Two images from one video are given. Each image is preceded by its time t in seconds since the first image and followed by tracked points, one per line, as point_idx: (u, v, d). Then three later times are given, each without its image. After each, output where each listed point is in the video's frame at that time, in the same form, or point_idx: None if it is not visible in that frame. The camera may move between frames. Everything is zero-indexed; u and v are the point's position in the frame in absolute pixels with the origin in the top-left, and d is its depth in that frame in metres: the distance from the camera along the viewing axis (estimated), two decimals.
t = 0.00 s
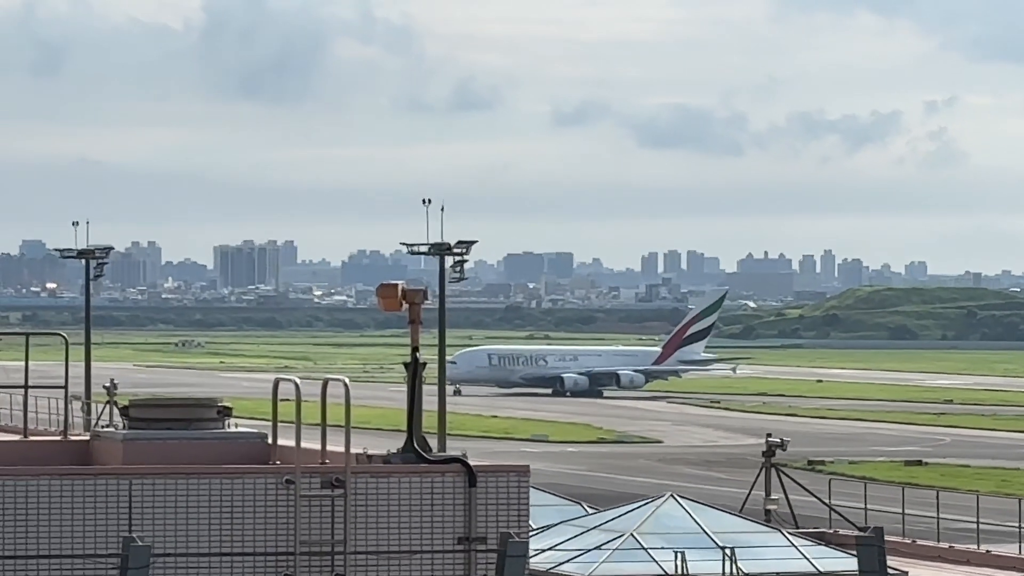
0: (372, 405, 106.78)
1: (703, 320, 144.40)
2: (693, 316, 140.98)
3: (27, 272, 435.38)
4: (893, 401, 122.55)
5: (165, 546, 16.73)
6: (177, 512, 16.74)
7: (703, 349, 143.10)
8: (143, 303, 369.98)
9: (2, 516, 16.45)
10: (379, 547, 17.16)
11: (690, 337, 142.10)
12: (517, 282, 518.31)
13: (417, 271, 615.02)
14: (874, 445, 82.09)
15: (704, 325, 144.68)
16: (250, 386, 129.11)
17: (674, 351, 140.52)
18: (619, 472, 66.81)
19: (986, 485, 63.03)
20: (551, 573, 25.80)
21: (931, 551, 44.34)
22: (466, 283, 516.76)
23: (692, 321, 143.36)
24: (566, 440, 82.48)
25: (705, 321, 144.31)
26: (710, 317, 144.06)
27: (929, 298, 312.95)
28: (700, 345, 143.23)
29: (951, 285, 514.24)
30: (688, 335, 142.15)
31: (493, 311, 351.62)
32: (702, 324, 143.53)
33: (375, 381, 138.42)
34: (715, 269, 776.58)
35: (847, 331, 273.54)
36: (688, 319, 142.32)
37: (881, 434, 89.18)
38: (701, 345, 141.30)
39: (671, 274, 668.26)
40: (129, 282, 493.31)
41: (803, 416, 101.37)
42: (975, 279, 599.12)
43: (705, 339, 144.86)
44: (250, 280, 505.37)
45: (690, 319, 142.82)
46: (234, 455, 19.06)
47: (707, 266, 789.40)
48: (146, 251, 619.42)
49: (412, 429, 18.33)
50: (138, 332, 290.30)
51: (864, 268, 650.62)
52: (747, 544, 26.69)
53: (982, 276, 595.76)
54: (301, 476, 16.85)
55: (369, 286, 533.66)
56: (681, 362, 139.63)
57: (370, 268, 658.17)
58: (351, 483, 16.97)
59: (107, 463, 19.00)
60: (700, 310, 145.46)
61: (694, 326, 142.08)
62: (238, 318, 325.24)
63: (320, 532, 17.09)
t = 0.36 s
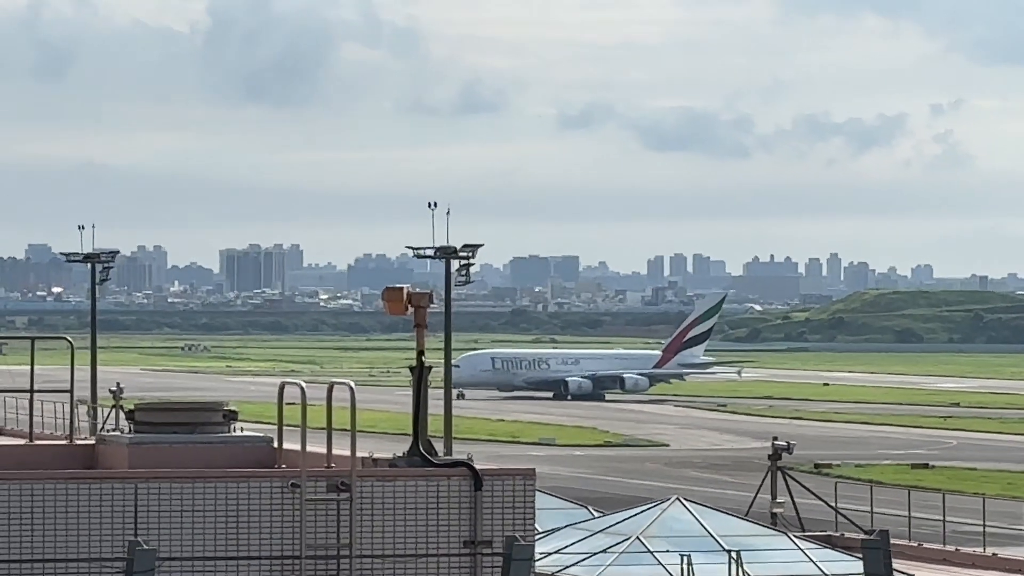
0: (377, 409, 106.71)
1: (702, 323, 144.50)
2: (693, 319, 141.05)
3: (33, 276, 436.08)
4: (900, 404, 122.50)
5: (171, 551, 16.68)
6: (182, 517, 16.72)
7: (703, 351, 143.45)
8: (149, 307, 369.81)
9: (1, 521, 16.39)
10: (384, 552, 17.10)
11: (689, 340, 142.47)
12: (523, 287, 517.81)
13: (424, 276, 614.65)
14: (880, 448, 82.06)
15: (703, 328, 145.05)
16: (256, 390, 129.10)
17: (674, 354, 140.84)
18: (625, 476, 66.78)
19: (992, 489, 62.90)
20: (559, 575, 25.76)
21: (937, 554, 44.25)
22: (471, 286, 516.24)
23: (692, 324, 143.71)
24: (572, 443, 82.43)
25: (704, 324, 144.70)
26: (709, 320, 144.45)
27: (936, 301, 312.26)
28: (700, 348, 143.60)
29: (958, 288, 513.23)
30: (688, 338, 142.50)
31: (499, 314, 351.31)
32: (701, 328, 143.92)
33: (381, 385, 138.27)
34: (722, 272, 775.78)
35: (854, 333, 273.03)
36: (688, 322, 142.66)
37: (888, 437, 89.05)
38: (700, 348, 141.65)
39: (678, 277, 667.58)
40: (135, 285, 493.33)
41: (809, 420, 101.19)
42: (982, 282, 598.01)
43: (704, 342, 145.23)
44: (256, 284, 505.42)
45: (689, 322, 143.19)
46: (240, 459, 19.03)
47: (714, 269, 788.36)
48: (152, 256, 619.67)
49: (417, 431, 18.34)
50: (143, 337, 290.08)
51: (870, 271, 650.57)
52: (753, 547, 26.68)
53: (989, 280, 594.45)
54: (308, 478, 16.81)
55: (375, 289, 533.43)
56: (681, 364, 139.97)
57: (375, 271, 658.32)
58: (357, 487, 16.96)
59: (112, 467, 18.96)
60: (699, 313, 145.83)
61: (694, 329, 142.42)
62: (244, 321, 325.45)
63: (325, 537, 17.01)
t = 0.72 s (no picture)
0: (384, 411, 106.76)
1: (703, 326, 145.28)
2: (693, 321, 141.86)
3: (41, 279, 436.70)
4: (907, 406, 122.32)
5: (178, 554, 16.58)
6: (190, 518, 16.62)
7: (704, 354, 144.16)
8: (156, 310, 370.19)
9: None
10: (391, 554, 17.02)
11: (690, 343, 143.11)
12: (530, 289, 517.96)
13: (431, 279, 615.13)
14: (888, 451, 81.96)
15: (704, 331, 145.71)
16: (264, 393, 129.16)
17: (675, 357, 141.51)
18: (632, 479, 66.74)
19: (1000, 491, 62.85)
20: None
21: (946, 557, 44.18)
22: (479, 290, 516.55)
23: (693, 326, 144.38)
24: (579, 446, 82.39)
25: (705, 327, 145.27)
26: (709, 323, 145.07)
27: (943, 304, 312.21)
28: (700, 351, 144.31)
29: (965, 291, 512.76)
30: (688, 341, 143.22)
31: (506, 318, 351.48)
32: (702, 331, 144.68)
33: (388, 388, 138.21)
34: (730, 275, 776.18)
35: (861, 336, 272.92)
36: (688, 326, 143.36)
37: (895, 440, 89.02)
38: (701, 350, 142.41)
39: (685, 280, 667.73)
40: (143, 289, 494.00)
41: (817, 423, 101.09)
42: (989, 285, 597.71)
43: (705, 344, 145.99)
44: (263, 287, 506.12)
45: (690, 325, 143.89)
46: (250, 461, 18.99)
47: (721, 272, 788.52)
48: (159, 259, 620.58)
49: (424, 435, 18.27)
50: (150, 340, 290.27)
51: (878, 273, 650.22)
52: (762, 550, 26.65)
53: (997, 282, 594.06)
54: (314, 482, 16.74)
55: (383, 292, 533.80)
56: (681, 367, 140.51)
57: (383, 274, 659.04)
58: (364, 490, 16.86)
59: (120, 471, 18.92)
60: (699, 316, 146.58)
61: (694, 331, 143.21)
62: (252, 324, 325.93)
63: (332, 540, 16.94)
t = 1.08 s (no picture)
0: (393, 415, 106.74)
1: (704, 330, 145.34)
2: (694, 325, 141.93)
3: (49, 282, 436.94)
4: (916, 411, 122.12)
5: (185, 556, 16.38)
6: (198, 521, 16.40)
7: (705, 357, 144.16)
8: (165, 314, 370.64)
9: None
10: (401, 557, 16.84)
11: (693, 346, 143.07)
12: (539, 292, 518.10)
13: (440, 283, 615.39)
14: (896, 455, 81.78)
15: (705, 334, 145.77)
16: (273, 396, 129.27)
17: (678, 360, 141.42)
18: (641, 482, 66.67)
19: (1008, 495, 62.75)
20: None
21: (954, 561, 44.14)
22: (488, 294, 516.88)
23: (694, 330, 144.43)
24: (588, 449, 82.34)
25: (706, 330, 145.34)
26: (710, 326, 145.14)
27: (951, 308, 311.90)
28: (702, 354, 144.35)
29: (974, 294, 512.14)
30: (690, 345, 143.18)
31: (515, 322, 351.51)
32: (703, 334, 144.72)
33: (398, 391, 138.05)
34: (738, 278, 775.86)
35: (869, 340, 273.17)
36: (689, 330, 143.36)
37: (904, 444, 88.93)
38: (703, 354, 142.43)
39: (694, 284, 667.91)
40: (152, 293, 494.62)
41: (826, 426, 100.99)
42: (998, 290, 597.19)
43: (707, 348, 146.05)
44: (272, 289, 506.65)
45: (692, 328, 143.89)
46: (259, 465, 18.94)
47: (729, 276, 788.27)
48: (168, 261, 621.60)
49: (432, 440, 18.15)
50: (159, 344, 290.71)
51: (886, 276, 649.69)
52: (771, 553, 26.60)
53: (1006, 287, 593.48)
54: (323, 485, 16.53)
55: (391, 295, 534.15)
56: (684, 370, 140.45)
57: (391, 278, 659.55)
58: (374, 492, 16.73)
59: (128, 474, 18.84)
60: (700, 320, 146.62)
61: (696, 335, 143.29)
62: (260, 327, 326.07)
63: (340, 542, 16.74)
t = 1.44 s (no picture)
0: (402, 418, 106.76)
1: (707, 333, 145.00)
2: (697, 328, 141.60)
3: (59, 283, 437.63)
4: (925, 414, 121.89)
5: (197, 559, 16.33)
6: (209, 521, 16.37)
7: (709, 360, 144.05)
8: (174, 316, 371.19)
9: None
10: (410, 561, 16.78)
11: (696, 349, 142.89)
12: (548, 294, 518.23)
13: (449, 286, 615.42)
14: (906, 458, 81.68)
15: (708, 338, 145.70)
16: (282, 399, 129.43)
17: (681, 363, 141.23)
18: (650, 485, 66.66)
19: (1018, 499, 62.61)
20: None
21: (964, 565, 44.01)
22: (497, 296, 516.95)
23: (697, 333, 144.30)
24: (597, 452, 82.34)
25: (709, 333, 145.04)
26: (714, 329, 144.94)
27: (961, 311, 311.31)
28: (706, 358, 144.25)
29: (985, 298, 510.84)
30: (693, 348, 143.00)
31: (524, 324, 351.44)
32: (706, 337, 144.37)
33: (407, 394, 138.09)
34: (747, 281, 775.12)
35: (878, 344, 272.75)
36: (692, 333, 143.10)
37: (914, 447, 88.82)
38: (707, 357, 142.06)
39: (703, 286, 667.43)
40: (161, 295, 495.20)
41: (835, 430, 100.84)
42: (1009, 292, 595.84)
43: (710, 351, 146.02)
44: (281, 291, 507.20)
45: (695, 332, 143.75)
46: (269, 466, 18.93)
47: (738, 279, 787.54)
48: (178, 264, 622.38)
49: (443, 443, 18.15)
50: (169, 346, 291.26)
51: (895, 278, 649.24)
52: (780, 556, 26.51)
53: (1016, 290, 592.08)
54: (334, 489, 16.50)
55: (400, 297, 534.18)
56: (688, 373, 140.16)
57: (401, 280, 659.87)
58: (384, 495, 16.64)
59: (138, 476, 18.86)
60: (703, 323, 146.51)
61: (699, 338, 142.95)
62: (270, 330, 326.21)
63: (351, 546, 16.71)
